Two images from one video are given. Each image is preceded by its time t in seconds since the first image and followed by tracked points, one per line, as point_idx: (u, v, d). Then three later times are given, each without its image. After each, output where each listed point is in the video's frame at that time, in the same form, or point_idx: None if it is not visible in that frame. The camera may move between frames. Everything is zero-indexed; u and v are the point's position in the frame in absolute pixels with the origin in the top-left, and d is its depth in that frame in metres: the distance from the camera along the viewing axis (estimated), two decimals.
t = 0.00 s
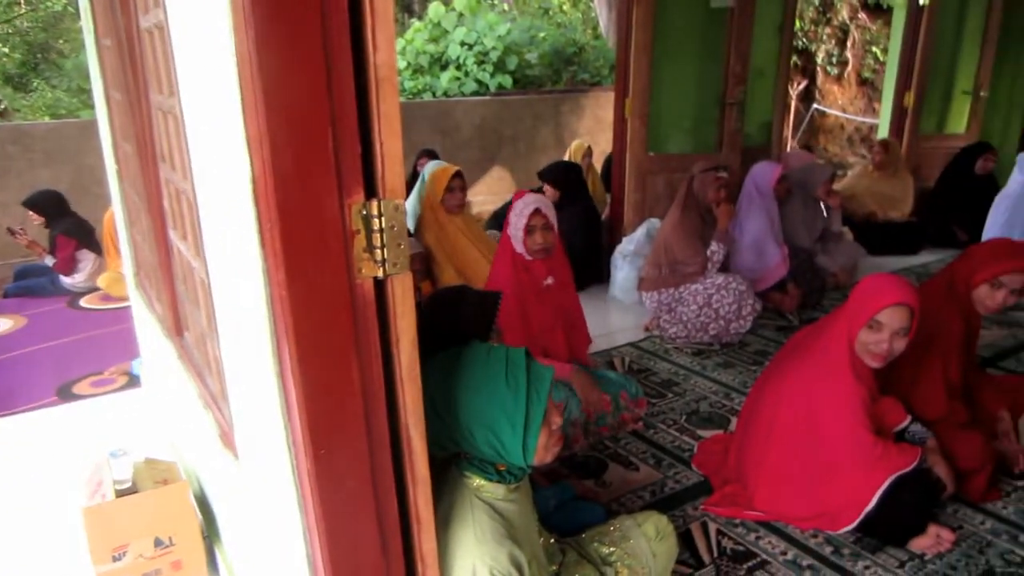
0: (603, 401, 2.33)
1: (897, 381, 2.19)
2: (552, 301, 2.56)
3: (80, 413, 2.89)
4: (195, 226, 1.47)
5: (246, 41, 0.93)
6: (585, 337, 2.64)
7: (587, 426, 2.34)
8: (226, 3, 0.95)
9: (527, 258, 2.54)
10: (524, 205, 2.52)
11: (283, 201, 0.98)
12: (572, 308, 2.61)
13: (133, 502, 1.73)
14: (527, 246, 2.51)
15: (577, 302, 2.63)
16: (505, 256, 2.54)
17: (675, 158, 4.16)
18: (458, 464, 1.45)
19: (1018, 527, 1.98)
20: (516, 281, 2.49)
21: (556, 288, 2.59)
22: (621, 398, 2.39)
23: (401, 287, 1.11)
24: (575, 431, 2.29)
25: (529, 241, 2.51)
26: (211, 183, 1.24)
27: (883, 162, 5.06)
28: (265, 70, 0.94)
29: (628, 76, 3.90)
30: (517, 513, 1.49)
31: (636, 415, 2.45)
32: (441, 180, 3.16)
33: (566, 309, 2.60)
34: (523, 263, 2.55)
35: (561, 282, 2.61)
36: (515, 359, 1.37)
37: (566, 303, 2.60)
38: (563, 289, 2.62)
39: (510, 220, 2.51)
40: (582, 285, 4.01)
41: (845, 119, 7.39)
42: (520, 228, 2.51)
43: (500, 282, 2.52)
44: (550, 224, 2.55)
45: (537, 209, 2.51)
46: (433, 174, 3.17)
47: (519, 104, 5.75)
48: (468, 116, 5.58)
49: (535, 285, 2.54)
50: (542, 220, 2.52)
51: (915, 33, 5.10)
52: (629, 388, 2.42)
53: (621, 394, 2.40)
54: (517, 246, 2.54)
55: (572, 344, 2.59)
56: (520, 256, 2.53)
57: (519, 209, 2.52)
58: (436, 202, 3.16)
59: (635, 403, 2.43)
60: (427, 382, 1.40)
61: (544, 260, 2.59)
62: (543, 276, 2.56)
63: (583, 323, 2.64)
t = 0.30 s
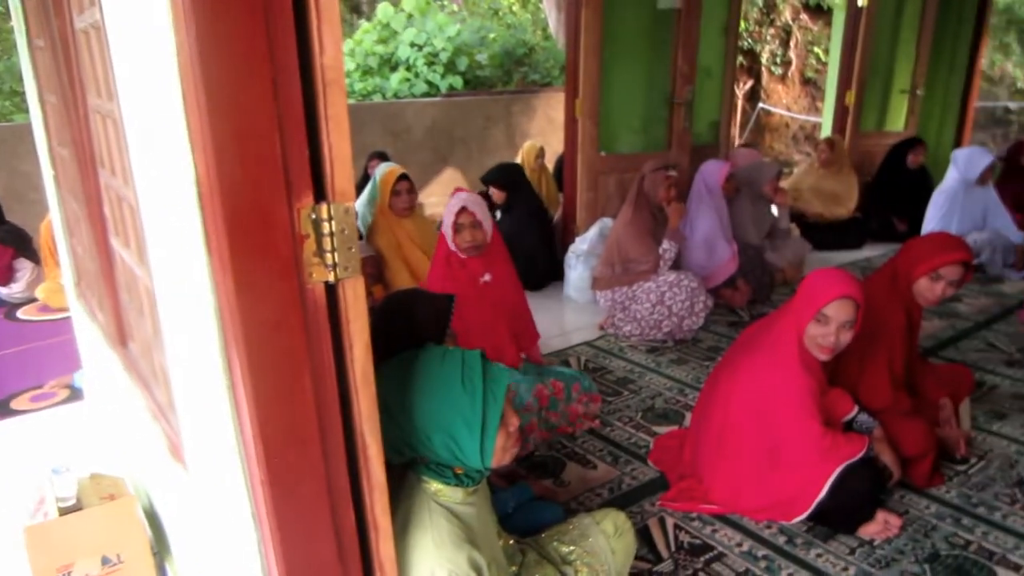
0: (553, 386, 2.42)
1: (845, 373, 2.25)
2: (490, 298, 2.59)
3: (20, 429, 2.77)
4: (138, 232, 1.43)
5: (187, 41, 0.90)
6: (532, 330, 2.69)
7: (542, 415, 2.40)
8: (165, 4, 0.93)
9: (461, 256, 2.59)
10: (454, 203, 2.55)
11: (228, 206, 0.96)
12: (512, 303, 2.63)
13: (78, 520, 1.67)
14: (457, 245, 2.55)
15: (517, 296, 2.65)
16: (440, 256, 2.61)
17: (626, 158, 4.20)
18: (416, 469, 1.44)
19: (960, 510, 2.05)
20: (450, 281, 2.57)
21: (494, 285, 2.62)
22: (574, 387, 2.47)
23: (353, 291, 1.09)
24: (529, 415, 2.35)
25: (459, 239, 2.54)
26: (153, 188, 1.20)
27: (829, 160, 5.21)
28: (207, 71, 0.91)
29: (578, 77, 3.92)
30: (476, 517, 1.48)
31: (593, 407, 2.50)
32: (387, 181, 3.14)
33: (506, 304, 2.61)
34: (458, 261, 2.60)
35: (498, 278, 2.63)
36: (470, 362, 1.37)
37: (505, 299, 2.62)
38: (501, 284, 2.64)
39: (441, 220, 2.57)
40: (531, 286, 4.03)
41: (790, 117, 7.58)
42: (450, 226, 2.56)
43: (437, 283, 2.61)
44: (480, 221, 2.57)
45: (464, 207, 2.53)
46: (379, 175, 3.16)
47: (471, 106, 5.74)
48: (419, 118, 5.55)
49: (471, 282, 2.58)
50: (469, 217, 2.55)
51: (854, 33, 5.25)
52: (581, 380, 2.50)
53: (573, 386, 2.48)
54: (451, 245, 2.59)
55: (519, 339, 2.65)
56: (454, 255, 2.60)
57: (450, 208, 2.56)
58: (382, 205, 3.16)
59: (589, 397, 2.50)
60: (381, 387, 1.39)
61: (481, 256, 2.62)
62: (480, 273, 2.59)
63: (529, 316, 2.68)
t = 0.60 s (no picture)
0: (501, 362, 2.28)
1: (796, 366, 2.30)
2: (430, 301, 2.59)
3: None
4: (81, 239, 1.37)
5: (127, 42, 0.88)
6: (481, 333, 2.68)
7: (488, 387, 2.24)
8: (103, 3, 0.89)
9: (400, 259, 2.61)
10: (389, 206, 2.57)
11: (175, 212, 0.93)
12: (455, 306, 2.62)
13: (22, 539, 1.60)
14: (392, 248, 2.57)
15: (460, 299, 2.64)
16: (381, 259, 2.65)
17: (580, 158, 4.22)
18: (373, 474, 1.42)
19: (908, 497, 2.11)
20: (389, 285, 2.60)
21: (435, 288, 2.61)
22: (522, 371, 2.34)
23: (305, 297, 1.07)
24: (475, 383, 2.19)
25: (393, 242, 2.55)
26: (94, 193, 1.16)
27: (776, 158, 5.31)
28: (150, 73, 0.89)
29: (530, 78, 3.92)
30: (435, 520, 1.47)
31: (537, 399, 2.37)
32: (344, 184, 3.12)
33: (448, 307, 2.61)
34: (397, 264, 2.62)
35: (439, 281, 2.63)
36: (427, 364, 1.36)
37: (448, 302, 2.61)
38: (442, 287, 2.63)
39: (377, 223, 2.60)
40: (482, 286, 4.03)
41: (738, 117, 7.73)
42: (384, 229, 2.58)
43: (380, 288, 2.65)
44: (414, 223, 2.57)
45: (395, 210, 2.54)
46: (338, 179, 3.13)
47: (423, 107, 5.72)
48: (371, 119, 5.49)
49: (411, 285, 2.59)
50: (400, 219, 2.55)
51: (799, 34, 5.38)
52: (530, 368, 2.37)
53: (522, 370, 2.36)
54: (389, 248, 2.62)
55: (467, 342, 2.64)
56: (393, 258, 2.63)
57: (384, 211, 2.58)
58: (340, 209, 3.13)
59: (539, 387, 2.37)
60: (336, 393, 1.37)
61: (420, 260, 2.63)
62: (420, 276, 2.60)
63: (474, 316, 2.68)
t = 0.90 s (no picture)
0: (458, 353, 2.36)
1: (752, 361, 2.34)
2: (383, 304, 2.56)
3: None
4: (23, 248, 1.32)
5: (67, 42, 0.85)
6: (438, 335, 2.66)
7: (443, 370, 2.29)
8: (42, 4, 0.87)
9: (349, 262, 2.58)
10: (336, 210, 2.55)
11: (122, 217, 0.91)
12: (407, 308, 2.59)
13: None
14: (341, 251, 2.54)
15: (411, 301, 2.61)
16: (331, 264, 2.62)
17: (537, 158, 4.23)
18: (333, 481, 1.40)
19: (862, 487, 2.17)
20: (340, 289, 2.57)
21: (386, 290, 2.58)
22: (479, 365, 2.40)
23: (261, 302, 1.05)
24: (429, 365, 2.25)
25: (341, 245, 2.53)
26: (36, 199, 1.13)
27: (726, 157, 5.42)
28: (92, 76, 0.86)
29: (486, 79, 3.92)
30: (397, 525, 1.46)
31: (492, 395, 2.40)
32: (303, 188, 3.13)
33: (401, 309, 2.58)
34: (347, 268, 2.59)
35: (390, 283, 2.60)
36: (384, 367, 1.35)
37: (400, 304, 2.59)
38: (393, 289, 2.60)
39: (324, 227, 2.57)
40: (438, 286, 4.05)
41: (692, 117, 7.84)
42: (331, 232, 2.55)
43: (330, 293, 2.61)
44: (362, 225, 2.55)
45: (343, 212, 2.52)
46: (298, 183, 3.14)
47: (378, 108, 5.68)
48: (326, 121, 5.42)
49: (361, 288, 2.56)
50: (349, 221, 2.53)
51: (750, 34, 5.48)
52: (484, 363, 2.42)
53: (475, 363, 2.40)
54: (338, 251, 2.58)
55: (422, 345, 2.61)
56: (342, 262, 2.60)
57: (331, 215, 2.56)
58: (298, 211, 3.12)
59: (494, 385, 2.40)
60: (294, 399, 1.35)
61: (370, 261, 2.60)
62: (370, 279, 2.57)
63: (432, 303, 2.67)
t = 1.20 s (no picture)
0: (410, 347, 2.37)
1: (702, 357, 2.39)
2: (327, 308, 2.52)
3: None
4: None
5: None
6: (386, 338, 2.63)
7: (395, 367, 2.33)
8: None
9: (292, 267, 2.54)
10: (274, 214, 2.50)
11: (56, 225, 0.88)
12: (352, 311, 2.57)
13: None
14: (282, 255, 2.50)
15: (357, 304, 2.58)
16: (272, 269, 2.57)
17: (486, 159, 4.24)
18: (284, 490, 1.38)
19: (810, 476, 2.22)
20: (283, 295, 2.52)
21: (330, 294, 2.55)
22: (432, 357, 2.41)
23: (204, 309, 1.01)
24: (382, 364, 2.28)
25: (283, 249, 2.49)
26: None
27: (672, 156, 5.49)
28: (20, 79, 0.83)
29: (434, 81, 3.90)
30: (351, 534, 1.43)
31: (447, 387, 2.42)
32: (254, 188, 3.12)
33: (348, 313, 2.55)
34: (289, 272, 2.55)
35: (334, 286, 2.57)
36: (333, 373, 1.33)
37: (345, 307, 2.56)
38: (337, 292, 2.56)
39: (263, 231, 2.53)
40: (388, 290, 4.01)
41: (639, 117, 7.95)
42: (271, 236, 2.50)
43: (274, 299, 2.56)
44: (303, 228, 2.51)
45: (282, 215, 2.47)
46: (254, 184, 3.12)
47: (324, 110, 5.60)
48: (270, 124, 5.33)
49: (304, 293, 2.52)
50: (290, 224, 2.48)
51: (693, 35, 5.57)
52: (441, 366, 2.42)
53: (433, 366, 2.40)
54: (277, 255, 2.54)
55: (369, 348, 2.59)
56: (284, 267, 2.55)
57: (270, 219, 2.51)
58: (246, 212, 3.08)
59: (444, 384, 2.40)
60: (241, 409, 1.32)
61: (312, 265, 2.57)
62: (313, 283, 2.53)
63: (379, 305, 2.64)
